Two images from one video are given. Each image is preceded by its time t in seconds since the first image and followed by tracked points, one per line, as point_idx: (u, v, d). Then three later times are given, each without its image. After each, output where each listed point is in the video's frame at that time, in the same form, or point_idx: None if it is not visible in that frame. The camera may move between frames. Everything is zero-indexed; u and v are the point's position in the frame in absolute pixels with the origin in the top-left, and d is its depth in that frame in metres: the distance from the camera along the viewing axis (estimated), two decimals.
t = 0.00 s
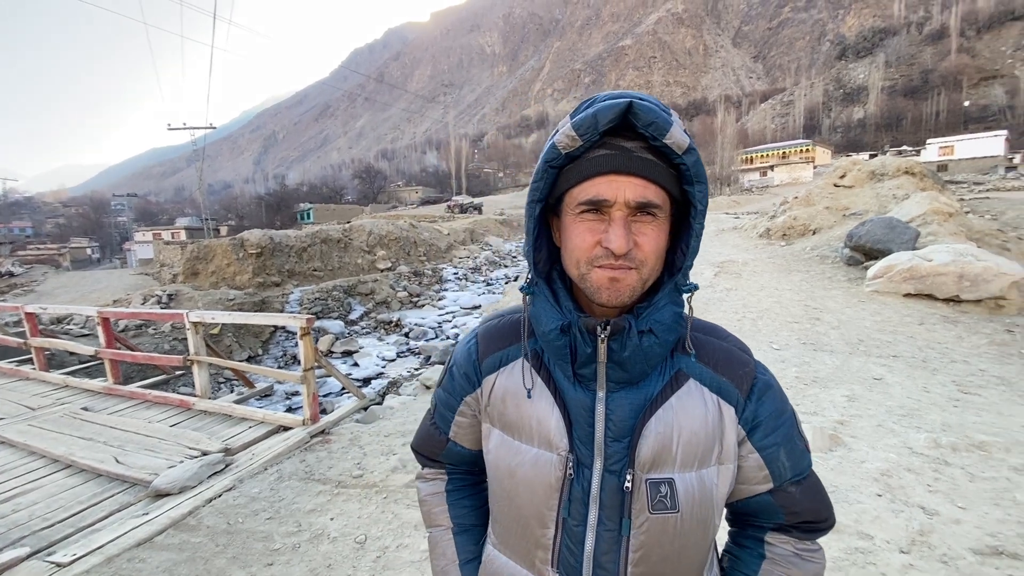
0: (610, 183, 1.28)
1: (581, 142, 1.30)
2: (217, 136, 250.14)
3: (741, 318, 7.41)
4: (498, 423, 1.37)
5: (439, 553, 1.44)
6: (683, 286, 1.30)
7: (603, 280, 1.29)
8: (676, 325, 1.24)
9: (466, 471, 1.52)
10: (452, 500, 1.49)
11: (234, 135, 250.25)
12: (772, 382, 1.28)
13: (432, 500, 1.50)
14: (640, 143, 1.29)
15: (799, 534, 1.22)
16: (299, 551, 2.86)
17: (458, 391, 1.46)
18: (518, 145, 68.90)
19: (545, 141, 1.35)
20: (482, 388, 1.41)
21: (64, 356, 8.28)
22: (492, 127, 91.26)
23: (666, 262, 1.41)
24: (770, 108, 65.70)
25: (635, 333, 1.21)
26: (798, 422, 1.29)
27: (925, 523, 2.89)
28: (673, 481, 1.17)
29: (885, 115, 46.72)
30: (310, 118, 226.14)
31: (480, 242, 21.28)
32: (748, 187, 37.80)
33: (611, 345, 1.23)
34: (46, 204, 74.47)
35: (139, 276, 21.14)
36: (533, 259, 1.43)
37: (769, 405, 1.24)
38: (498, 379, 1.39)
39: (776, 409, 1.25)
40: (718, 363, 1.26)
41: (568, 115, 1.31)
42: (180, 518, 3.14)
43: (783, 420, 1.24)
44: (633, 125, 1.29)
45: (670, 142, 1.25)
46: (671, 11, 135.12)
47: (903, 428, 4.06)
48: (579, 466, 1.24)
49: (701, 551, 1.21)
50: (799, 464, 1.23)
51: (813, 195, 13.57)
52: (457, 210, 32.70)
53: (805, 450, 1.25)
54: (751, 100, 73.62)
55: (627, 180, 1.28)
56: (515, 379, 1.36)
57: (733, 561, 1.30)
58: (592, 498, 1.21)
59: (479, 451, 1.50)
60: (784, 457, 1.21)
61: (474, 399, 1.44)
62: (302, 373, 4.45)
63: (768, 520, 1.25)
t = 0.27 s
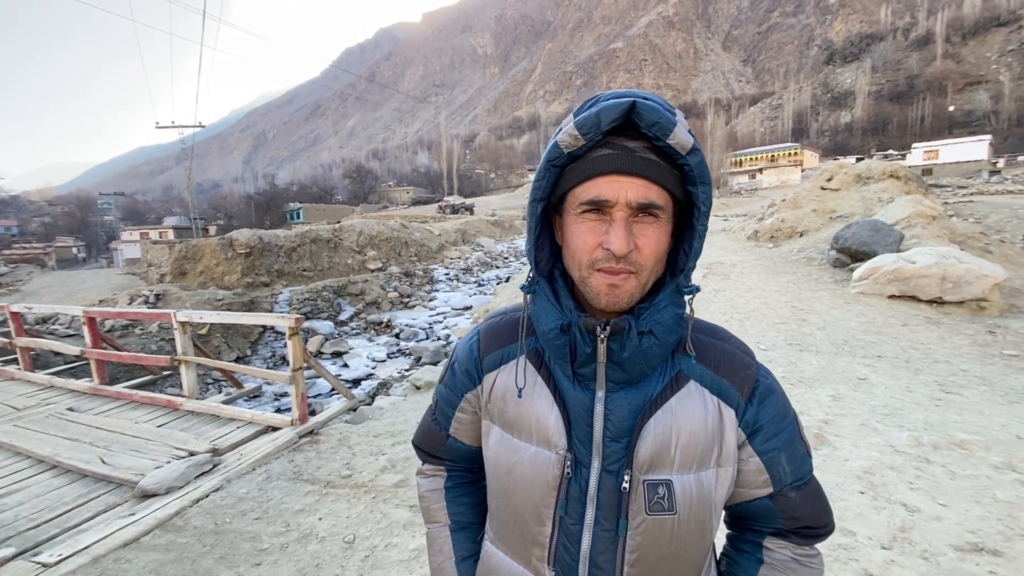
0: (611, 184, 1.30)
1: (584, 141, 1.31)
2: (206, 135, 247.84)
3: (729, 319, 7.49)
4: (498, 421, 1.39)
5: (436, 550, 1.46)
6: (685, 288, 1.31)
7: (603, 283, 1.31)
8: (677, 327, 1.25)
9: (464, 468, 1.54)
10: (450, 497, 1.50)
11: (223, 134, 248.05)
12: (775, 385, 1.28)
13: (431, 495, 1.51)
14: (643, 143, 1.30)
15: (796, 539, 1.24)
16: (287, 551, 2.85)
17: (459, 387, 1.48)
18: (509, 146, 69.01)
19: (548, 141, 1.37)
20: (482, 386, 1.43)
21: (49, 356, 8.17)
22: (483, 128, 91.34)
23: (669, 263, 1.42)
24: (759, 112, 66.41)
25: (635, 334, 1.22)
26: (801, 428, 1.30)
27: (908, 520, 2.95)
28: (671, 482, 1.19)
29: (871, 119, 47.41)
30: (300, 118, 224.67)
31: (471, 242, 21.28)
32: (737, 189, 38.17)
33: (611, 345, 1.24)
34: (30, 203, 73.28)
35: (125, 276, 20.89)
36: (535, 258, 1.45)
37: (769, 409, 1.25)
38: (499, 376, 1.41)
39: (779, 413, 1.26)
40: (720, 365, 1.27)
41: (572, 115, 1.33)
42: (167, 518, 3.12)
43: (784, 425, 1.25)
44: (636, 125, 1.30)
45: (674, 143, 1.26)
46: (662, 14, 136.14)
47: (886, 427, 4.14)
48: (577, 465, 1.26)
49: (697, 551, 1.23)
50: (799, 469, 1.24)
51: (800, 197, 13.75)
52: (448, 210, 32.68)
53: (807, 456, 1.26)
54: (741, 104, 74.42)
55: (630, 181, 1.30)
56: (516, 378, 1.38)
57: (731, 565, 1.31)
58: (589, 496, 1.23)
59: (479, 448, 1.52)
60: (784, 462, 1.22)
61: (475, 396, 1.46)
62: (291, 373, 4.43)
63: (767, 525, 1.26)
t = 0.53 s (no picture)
0: (614, 188, 1.32)
1: (588, 144, 1.33)
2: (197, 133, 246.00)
3: (720, 320, 7.57)
4: (498, 417, 1.42)
5: (437, 542, 1.50)
6: (686, 291, 1.32)
7: (605, 286, 1.33)
8: (677, 331, 1.27)
9: (466, 462, 1.57)
10: (451, 490, 1.54)
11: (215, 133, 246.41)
12: (773, 390, 1.30)
13: (432, 488, 1.55)
14: (647, 148, 1.32)
15: (792, 542, 1.25)
16: (280, 551, 2.85)
17: (462, 383, 1.50)
18: (503, 146, 69.12)
19: (552, 143, 1.39)
20: (484, 383, 1.46)
21: (38, 356, 8.09)
22: (477, 129, 91.45)
23: (670, 266, 1.44)
24: (751, 115, 67.00)
25: (635, 337, 1.23)
26: (800, 434, 1.31)
27: (893, 518, 3.01)
28: (667, 483, 1.21)
29: (861, 123, 48.03)
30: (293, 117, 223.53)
31: (465, 243, 21.30)
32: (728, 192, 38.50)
33: (612, 347, 1.25)
34: (17, 200, 72.38)
35: (115, 275, 20.69)
36: (538, 258, 1.47)
37: (768, 414, 1.27)
38: (501, 374, 1.43)
39: (778, 419, 1.27)
40: (719, 369, 1.28)
41: (579, 117, 1.34)
42: (159, 518, 3.11)
43: (783, 430, 1.27)
44: (641, 128, 1.32)
45: (678, 148, 1.27)
46: (655, 17, 137.04)
47: (873, 426, 4.21)
48: (575, 463, 1.29)
49: (693, 550, 1.25)
50: (797, 474, 1.25)
51: (790, 200, 13.90)
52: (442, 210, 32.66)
53: (805, 461, 1.27)
54: (732, 106, 75.06)
55: (633, 185, 1.32)
56: (518, 375, 1.40)
57: (726, 566, 1.33)
58: (587, 493, 1.26)
59: (479, 444, 1.55)
60: (782, 466, 1.24)
61: (477, 392, 1.49)
62: (284, 373, 4.41)
63: (763, 528, 1.28)
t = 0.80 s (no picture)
0: (613, 188, 1.33)
1: (588, 145, 1.34)
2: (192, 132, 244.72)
3: (715, 321, 7.61)
4: (496, 412, 1.43)
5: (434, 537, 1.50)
6: (681, 288, 1.34)
7: (602, 284, 1.35)
8: (672, 326, 1.28)
9: (462, 457, 1.58)
10: (448, 485, 1.54)
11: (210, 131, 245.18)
12: (763, 383, 1.32)
13: (428, 483, 1.56)
14: (644, 149, 1.33)
15: (780, 532, 1.28)
16: (277, 550, 2.85)
17: (459, 378, 1.52)
18: (499, 147, 69.17)
19: (553, 143, 1.40)
20: (482, 378, 1.47)
21: (30, 355, 8.03)
22: (474, 129, 91.47)
23: (666, 264, 1.45)
24: (747, 116, 67.34)
25: (631, 331, 1.25)
26: (789, 425, 1.34)
27: (886, 516, 3.03)
28: (661, 474, 1.22)
29: (855, 125, 48.34)
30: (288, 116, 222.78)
31: (461, 243, 21.29)
32: (724, 193, 38.68)
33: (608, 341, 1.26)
34: (9, 198, 71.81)
35: (108, 274, 20.55)
36: (536, 256, 1.48)
37: (759, 407, 1.29)
38: (499, 369, 1.44)
39: (768, 410, 1.29)
40: (712, 364, 1.30)
41: (576, 118, 1.36)
42: (155, 518, 3.10)
43: (773, 422, 1.29)
44: (639, 130, 1.33)
45: (675, 148, 1.29)
46: (652, 18, 137.52)
47: (867, 426, 4.24)
48: (573, 456, 1.29)
49: (685, 542, 1.27)
50: (784, 465, 1.28)
51: (785, 201, 13.98)
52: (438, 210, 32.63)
53: (794, 451, 1.30)
54: (728, 108, 75.44)
55: (630, 186, 1.33)
56: (515, 371, 1.41)
57: (717, 556, 1.36)
58: (584, 486, 1.26)
59: (477, 438, 1.56)
60: (770, 458, 1.27)
61: (474, 387, 1.49)
62: (280, 372, 4.41)
63: (753, 518, 1.30)
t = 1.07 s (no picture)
0: (592, 189, 1.36)
1: (568, 149, 1.37)
2: (190, 130, 244.71)
3: (714, 322, 7.62)
4: (486, 409, 1.43)
5: (424, 537, 1.51)
6: (660, 283, 1.37)
7: (583, 283, 1.36)
8: (652, 320, 1.31)
9: (452, 459, 1.58)
10: (438, 486, 1.54)
11: (208, 130, 244.78)
12: (739, 373, 1.36)
13: (419, 486, 1.55)
14: (621, 150, 1.36)
15: (759, 516, 1.33)
16: (278, 549, 2.85)
17: (447, 379, 1.51)
18: (499, 147, 69.13)
19: (533, 147, 1.42)
20: (471, 377, 1.47)
21: (28, 353, 8.01)
22: (473, 128, 91.44)
23: (645, 261, 1.48)
24: (746, 118, 67.45)
25: (614, 325, 1.28)
26: (765, 413, 1.38)
27: (884, 516, 3.05)
28: (647, 464, 1.25)
29: (854, 127, 48.47)
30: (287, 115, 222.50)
31: (460, 242, 21.30)
32: (723, 194, 38.75)
33: (592, 336, 1.29)
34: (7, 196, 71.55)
35: (106, 273, 20.50)
36: (520, 256, 1.48)
37: (735, 395, 1.33)
38: (485, 369, 1.44)
39: (744, 399, 1.34)
40: (691, 356, 1.34)
41: (555, 123, 1.39)
42: (154, 517, 3.10)
43: (749, 410, 1.34)
44: (615, 134, 1.36)
45: (649, 150, 1.32)
46: (651, 19, 137.61)
47: (865, 427, 4.26)
48: (559, 450, 1.31)
49: (671, 531, 1.29)
50: (762, 450, 1.33)
51: (784, 203, 14.02)
52: (437, 210, 32.61)
53: (770, 438, 1.35)
54: (727, 109, 75.58)
55: (609, 187, 1.35)
56: (503, 368, 1.42)
57: (701, 545, 1.39)
58: (572, 477, 1.28)
59: (465, 438, 1.56)
60: (749, 444, 1.31)
61: (463, 387, 1.49)
62: (280, 371, 4.43)
63: (733, 503, 1.34)
